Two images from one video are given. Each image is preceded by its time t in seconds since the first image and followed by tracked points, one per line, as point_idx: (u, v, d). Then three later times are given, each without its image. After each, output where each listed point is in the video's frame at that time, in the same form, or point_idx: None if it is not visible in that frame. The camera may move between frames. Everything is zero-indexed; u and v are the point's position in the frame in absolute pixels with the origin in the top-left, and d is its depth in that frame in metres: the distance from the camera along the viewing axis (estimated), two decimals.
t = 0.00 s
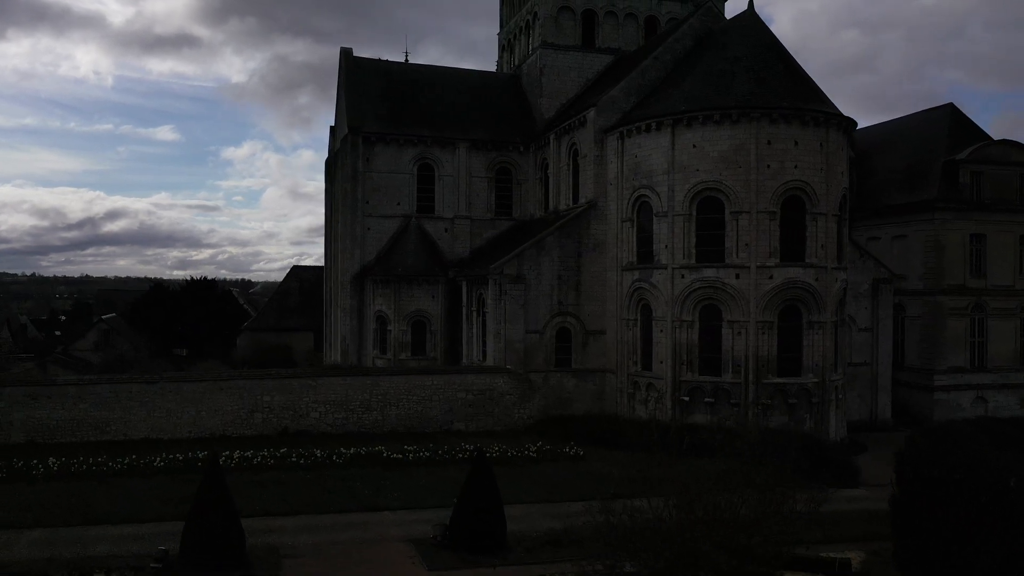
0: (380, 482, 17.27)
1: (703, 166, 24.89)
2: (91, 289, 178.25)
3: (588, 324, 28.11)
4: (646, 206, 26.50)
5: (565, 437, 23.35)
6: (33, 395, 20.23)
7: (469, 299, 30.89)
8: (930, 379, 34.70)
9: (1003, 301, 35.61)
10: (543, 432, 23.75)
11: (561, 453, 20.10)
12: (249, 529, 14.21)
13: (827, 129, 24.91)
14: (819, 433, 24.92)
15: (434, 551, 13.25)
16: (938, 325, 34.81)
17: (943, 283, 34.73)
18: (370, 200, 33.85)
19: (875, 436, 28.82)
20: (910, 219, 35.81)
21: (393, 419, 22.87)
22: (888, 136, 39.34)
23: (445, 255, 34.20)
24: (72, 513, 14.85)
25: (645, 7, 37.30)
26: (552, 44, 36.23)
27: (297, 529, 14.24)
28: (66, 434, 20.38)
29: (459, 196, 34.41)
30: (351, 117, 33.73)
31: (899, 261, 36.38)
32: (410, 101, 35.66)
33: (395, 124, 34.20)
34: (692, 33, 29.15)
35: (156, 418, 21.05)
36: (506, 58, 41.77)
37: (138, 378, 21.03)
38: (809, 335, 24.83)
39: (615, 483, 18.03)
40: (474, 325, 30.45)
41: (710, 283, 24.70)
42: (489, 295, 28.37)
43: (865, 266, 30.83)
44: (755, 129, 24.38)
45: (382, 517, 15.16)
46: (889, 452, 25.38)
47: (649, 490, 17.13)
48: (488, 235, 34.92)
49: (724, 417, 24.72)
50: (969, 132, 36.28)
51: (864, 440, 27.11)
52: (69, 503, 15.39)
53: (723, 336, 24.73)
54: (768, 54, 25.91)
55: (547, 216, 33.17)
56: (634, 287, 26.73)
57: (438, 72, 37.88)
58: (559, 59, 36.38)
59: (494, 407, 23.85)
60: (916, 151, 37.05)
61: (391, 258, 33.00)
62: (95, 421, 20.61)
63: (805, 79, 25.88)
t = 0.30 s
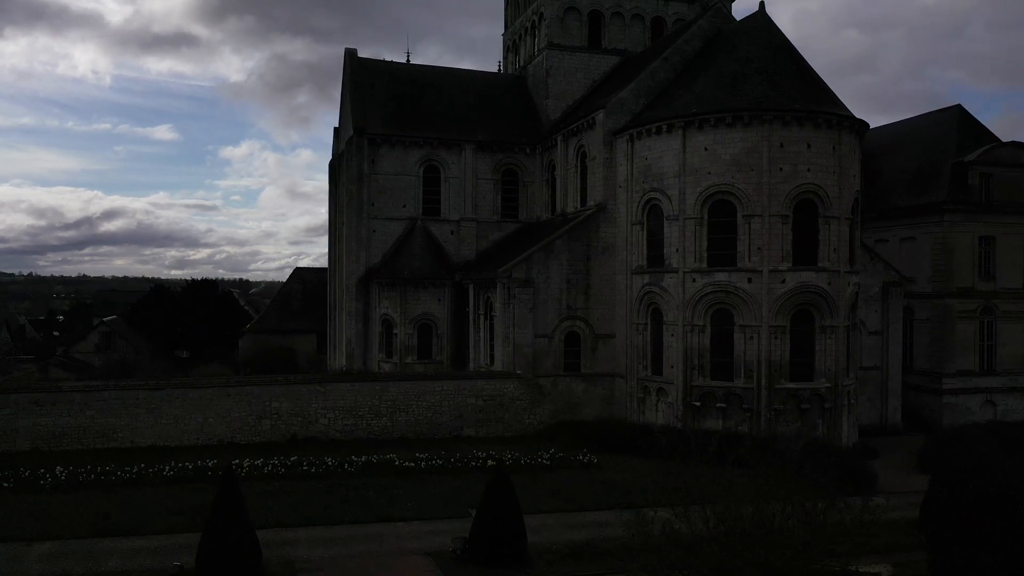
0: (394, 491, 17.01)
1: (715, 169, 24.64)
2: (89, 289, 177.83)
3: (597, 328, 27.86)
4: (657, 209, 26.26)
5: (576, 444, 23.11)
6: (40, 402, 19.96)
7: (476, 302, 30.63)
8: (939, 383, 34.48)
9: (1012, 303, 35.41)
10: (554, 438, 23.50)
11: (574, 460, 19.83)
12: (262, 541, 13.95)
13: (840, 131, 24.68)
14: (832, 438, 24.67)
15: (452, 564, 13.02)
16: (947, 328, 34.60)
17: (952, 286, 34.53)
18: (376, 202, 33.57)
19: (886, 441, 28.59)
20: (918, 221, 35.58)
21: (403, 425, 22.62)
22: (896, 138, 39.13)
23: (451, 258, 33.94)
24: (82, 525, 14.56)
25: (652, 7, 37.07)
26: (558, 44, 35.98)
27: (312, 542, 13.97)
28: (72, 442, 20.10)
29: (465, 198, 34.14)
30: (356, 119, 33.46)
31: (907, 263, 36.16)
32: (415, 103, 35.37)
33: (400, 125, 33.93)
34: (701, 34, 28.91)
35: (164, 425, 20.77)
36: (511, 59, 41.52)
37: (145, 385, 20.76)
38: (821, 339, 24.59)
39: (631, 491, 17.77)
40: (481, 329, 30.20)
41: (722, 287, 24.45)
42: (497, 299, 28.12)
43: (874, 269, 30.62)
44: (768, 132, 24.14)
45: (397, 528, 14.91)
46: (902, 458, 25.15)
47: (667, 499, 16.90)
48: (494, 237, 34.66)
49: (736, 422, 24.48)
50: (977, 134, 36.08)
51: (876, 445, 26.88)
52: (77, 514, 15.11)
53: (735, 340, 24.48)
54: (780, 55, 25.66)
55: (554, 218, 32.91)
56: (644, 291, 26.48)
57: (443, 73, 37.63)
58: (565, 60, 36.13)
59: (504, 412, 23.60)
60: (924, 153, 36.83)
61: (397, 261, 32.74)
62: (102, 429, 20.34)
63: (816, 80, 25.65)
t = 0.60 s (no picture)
0: (408, 503, 16.76)
1: (727, 173, 24.39)
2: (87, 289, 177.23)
3: (607, 333, 27.60)
4: (668, 213, 26.00)
5: (589, 452, 22.88)
6: (46, 410, 19.68)
7: (484, 307, 30.37)
8: (948, 387, 34.26)
9: (1021, 307, 35.22)
10: (565, 445, 23.24)
11: (588, 469, 19.56)
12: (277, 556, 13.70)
13: (853, 135, 24.44)
14: (845, 445, 24.43)
15: None
16: (956, 332, 34.38)
17: (962, 289, 34.32)
18: (381, 205, 33.28)
19: (897, 447, 28.34)
20: (927, 225, 35.36)
21: (412, 432, 22.34)
22: (903, 140, 38.93)
23: (457, 261, 33.67)
24: (92, 539, 14.28)
25: (659, 9, 36.89)
26: (565, 46, 35.73)
27: (328, 556, 13.72)
28: (79, 451, 19.82)
29: (471, 201, 33.86)
30: (362, 121, 33.18)
31: (916, 266, 35.94)
32: (421, 105, 35.10)
33: (406, 128, 33.64)
34: (711, 36, 28.66)
35: (171, 433, 20.48)
36: (516, 60, 41.29)
37: (153, 392, 20.47)
38: (834, 345, 24.35)
39: (648, 502, 17.52)
40: (489, 334, 29.93)
41: (734, 293, 24.20)
42: (506, 303, 27.86)
43: (885, 273, 30.40)
44: (781, 135, 23.88)
45: (413, 541, 14.66)
46: (915, 465, 24.91)
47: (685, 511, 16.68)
48: (500, 241, 34.39)
49: (748, 429, 24.24)
50: (986, 136, 35.88)
51: (888, 452, 26.64)
52: (85, 527, 14.82)
53: (748, 346, 24.23)
54: (793, 58, 25.41)
55: (561, 222, 32.67)
56: (654, 296, 26.22)
57: (448, 74, 37.37)
58: (572, 62, 35.89)
59: (515, 419, 23.34)
60: (933, 156, 36.62)
61: (403, 265, 32.47)
62: (108, 437, 20.05)
63: (829, 83, 25.40)
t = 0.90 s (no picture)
0: (422, 514, 16.52)
1: (739, 178, 24.18)
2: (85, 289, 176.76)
3: (616, 339, 27.39)
4: (678, 218, 25.79)
5: (600, 461, 22.67)
6: (54, 419, 19.43)
7: (491, 312, 30.14)
8: (957, 391, 34.07)
9: None
10: (576, 454, 23.02)
11: (602, 478, 19.35)
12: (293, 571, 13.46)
13: (866, 139, 24.22)
14: (857, 452, 24.23)
15: None
16: (964, 337, 34.20)
17: (970, 293, 34.14)
18: (387, 208, 33.02)
19: (908, 452, 28.14)
20: (935, 228, 35.18)
21: (422, 440, 22.12)
22: (910, 143, 38.76)
23: (463, 265, 33.43)
24: (103, 553, 14.03)
25: (666, 12, 36.71)
26: (571, 48, 35.53)
27: (343, 571, 13.50)
28: (86, 460, 19.59)
29: (477, 205, 33.63)
30: (368, 124, 32.93)
31: (924, 270, 35.75)
32: (427, 108, 34.86)
33: (412, 131, 33.38)
34: (721, 39, 28.42)
35: (179, 441, 20.25)
36: (521, 62, 41.08)
37: (161, 400, 20.24)
38: (847, 351, 24.16)
39: (664, 514, 17.32)
40: (496, 339, 29.72)
41: (746, 298, 23.99)
42: (514, 308, 27.64)
43: (895, 278, 30.21)
44: (794, 140, 23.67)
45: (430, 555, 14.44)
46: (928, 472, 24.72)
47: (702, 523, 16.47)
48: (507, 244, 34.16)
49: (760, 436, 24.04)
50: (995, 139, 35.71)
51: (900, 458, 26.44)
52: (95, 541, 14.56)
53: (760, 353, 24.02)
54: (805, 61, 25.19)
55: (568, 225, 32.45)
56: (664, 301, 26.01)
57: (453, 77, 37.15)
58: (579, 64, 35.67)
59: (525, 427, 23.12)
60: (940, 159, 36.45)
61: (409, 269, 32.23)
62: (116, 446, 19.82)
63: (841, 87, 25.17)
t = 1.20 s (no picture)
0: (436, 526, 16.27)
1: (751, 183, 23.96)
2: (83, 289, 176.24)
3: (625, 344, 27.16)
4: (688, 222, 25.56)
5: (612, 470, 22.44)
6: (60, 429, 19.18)
7: (498, 316, 29.90)
8: (966, 396, 33.87)
9: None
10: (588, 462, 22.78)
11: (616, 488, 19.13)
12: None
13: (879, 144, 24.01)
14: (870, 459, 24.04)
15: None
16: (973, 341, 33.99)
17: (979, 297, 33.94)
18: (393, 212, 32.77)
19: (919, 459, 27.94)
20: (944, 231, 34.99)
21: (432, 448, 21.89)
22: (918, 146, 38.56)
23: (469, 269, 33.17)
24: (112, 568, 13.79)
25: (672, 14, 36.52)
26: (577, 50, 35.27)
27: None
28: (93, 469, 19.34)
29: (483, 208, 33.38)
30: (373, 127, 32.67)
31: (933, 274, 35.54)
32: (432, 110, 34.62)
33: (418, 133, 33.13)
34: (730, 42, 28.21)
35: (187, 451, 19.99)
36: (526, 64, 40.85)
37: (169, 409, 19.99)
38: (859, 358, 23.95)
39: (682, 525, 17.09)
40: (504, 344, 29.48)
41: (758, 304, 23.77)
42: (523, 314, 27.41)
43: (905, 282, 30.01)
44: (806, 145, 23.45)
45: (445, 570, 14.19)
46: (941, 480, 24.53)
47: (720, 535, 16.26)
48: (513, 248, 33.91)
49: (772, 443, 23.83)
50: (1003, 142, 35.53)
51: (911, 465, 26.24)
52: (104, 555, 14.30)
53: (772, 359, 23.81)
54: (816, 65, 24.98)
55: (575, 229, 32.21)
56: (674, 306, 25.79)
57: (459, 79, 36.92)
58: (585, 67, 35.41)
59: (536, 434, 22.89)
60: (947, 162, 36.26)
61: (415, 273, 31.98)
62: (123, 455, 19.56)
63: (854, 90, 24.95)
